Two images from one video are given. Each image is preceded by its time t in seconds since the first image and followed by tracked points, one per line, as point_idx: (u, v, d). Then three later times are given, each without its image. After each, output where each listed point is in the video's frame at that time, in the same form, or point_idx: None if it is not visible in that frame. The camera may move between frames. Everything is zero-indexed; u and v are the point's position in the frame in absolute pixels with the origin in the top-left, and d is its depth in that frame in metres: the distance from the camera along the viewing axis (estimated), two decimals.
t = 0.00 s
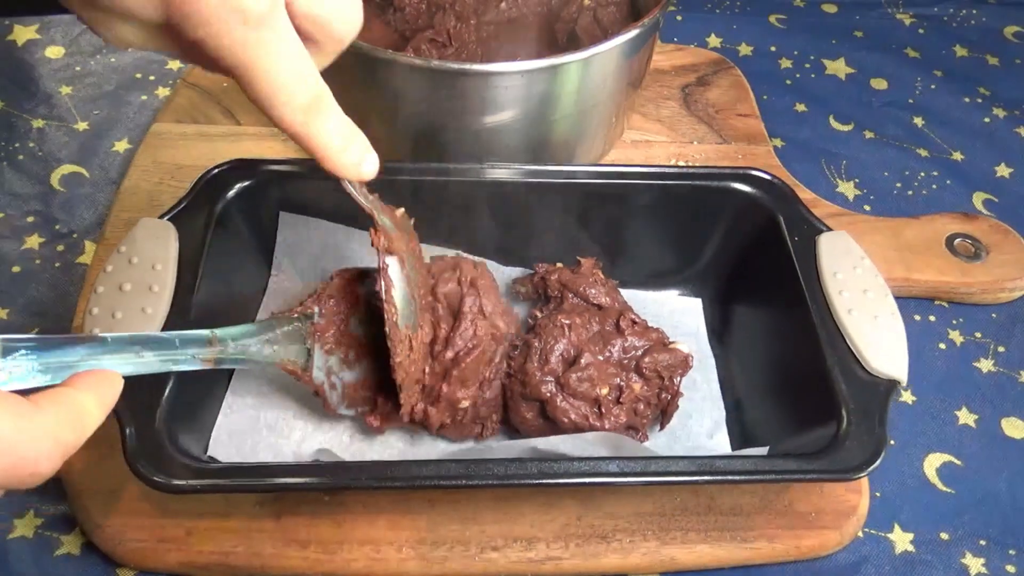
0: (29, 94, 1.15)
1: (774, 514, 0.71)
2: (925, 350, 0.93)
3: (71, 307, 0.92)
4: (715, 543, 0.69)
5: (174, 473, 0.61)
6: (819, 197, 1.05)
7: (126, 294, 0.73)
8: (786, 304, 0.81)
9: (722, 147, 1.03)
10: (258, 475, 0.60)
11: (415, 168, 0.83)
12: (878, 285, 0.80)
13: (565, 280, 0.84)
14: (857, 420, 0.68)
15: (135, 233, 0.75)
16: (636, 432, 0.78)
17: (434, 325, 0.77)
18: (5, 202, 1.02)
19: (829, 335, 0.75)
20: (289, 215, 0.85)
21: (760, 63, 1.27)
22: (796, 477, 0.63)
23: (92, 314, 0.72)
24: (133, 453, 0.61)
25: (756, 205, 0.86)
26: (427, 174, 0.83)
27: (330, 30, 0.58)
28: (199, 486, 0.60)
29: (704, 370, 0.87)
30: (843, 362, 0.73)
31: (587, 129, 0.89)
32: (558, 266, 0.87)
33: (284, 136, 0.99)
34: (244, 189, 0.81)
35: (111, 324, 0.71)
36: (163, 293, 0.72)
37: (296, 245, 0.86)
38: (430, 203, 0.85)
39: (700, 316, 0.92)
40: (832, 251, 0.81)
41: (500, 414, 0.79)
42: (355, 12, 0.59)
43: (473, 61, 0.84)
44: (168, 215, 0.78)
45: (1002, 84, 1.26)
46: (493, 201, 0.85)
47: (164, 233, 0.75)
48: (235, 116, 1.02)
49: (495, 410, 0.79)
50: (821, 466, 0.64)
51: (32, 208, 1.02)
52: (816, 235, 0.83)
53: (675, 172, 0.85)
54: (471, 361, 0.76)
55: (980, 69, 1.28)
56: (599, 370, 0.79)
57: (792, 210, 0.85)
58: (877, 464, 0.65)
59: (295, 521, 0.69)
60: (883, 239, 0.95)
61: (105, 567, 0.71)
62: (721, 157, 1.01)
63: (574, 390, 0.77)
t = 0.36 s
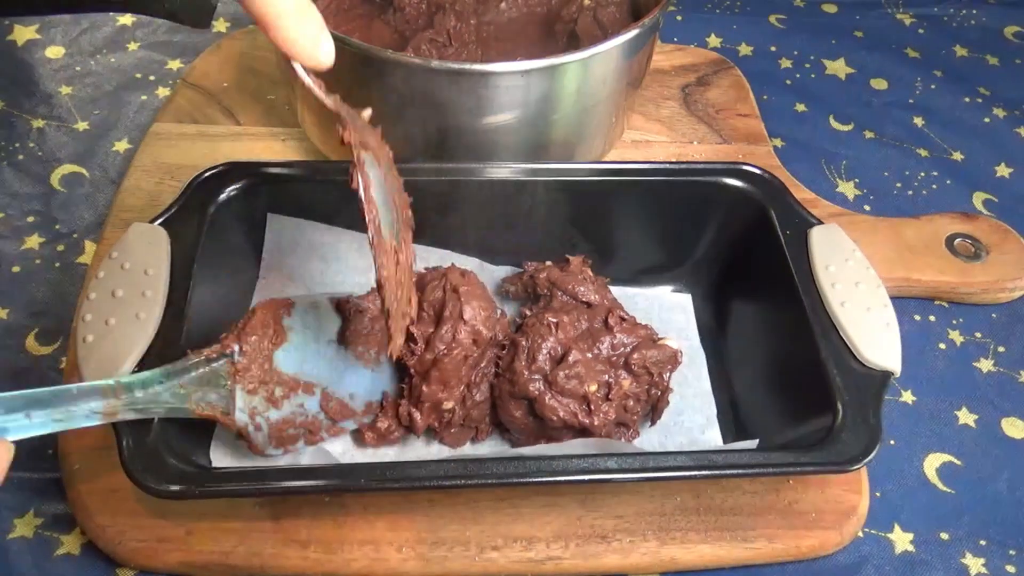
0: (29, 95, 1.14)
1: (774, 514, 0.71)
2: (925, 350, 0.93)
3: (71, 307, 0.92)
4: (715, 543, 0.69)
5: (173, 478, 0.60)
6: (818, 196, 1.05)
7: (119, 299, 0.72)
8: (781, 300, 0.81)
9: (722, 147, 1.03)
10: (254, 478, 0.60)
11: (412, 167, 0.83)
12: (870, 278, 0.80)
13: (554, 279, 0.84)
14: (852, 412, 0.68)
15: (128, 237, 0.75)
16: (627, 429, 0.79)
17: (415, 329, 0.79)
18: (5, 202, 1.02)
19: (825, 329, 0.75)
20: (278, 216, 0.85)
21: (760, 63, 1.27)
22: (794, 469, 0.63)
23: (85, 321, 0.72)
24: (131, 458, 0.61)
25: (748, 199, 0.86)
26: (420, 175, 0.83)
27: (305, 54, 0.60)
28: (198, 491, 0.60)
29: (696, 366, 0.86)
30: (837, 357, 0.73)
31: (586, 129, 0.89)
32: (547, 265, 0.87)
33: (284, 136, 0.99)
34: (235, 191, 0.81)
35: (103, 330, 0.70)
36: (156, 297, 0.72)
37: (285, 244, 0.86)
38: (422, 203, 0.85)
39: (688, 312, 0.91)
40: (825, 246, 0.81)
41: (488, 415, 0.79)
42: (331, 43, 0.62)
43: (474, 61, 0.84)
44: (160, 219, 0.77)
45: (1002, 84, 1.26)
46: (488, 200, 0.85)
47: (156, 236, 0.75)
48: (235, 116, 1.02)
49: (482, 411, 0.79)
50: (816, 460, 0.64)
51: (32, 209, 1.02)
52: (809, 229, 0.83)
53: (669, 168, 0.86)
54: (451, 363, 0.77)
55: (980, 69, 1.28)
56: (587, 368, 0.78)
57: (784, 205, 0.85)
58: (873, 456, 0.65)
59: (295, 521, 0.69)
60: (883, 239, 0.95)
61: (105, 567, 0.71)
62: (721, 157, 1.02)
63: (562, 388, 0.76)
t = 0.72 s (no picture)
0: (29, 95, 1.15)
1: (774, 514, 0.71)
2: (925, 350, 0.93)
3: (71, 307, 0.92)
4: (715, 543, 0.69)
5: (171, 479, 0.60)
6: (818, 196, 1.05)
7: (119, 299, 0.72)
8: (781, 300, 0.81)
9: (722, 147, 1.03)
10: (254, 478, 0.60)
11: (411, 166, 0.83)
12: (870, 278, 0.80)
13: (553, 278, 0.84)
14: (852, 412, 0.68)
15: (128, 238, 0.75)
16: (627, 430, 0.78)
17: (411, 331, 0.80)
18: (5, 202, 1.02)
19: (824, 328, 0.75)
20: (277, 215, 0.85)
21: (760, 63, 1.27)
22: (794, 469, 0.63)
23: (85, 321, 0.71)
24: (130, 458, 0.61)
25: (748, 199, 0.86)
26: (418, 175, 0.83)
27: None
28: (196, 491, 0.60)
29: (696, 364, 0.86)
30: (837, 356, 0.73)
31: (586, 129, 0.89)
32: (547, 264, 0.87)
33: (284, 136, 1.00)
34: (235, 190, 0.81)
35: (104, 330, 0.69)
36: (157, 297, 0.72)
37: (285, 243, 0.86)
38: (422, 201, 0.85)
39: (688, 313, 0.91)
40: (825, 245, 0.81)
41: (487, 415, 0.79)
42: None
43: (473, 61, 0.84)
44: (160, 218, 0.77)
45: (1002, 84, 1.26)
46: (489, 200, 0.85)
47: (155, 235, 0.75)
48: (235, 116, 1.02)
49: (481, 411, 0.79)
50: (816, 459, 0.64)
51: (32, 209, 1.02)
52: (809, 229, 0.83)
53: (668, 167, 0.86)
54: (448, 363, 0.78)
55: (980, 69, 1.28)
56: (586, 368, 0.78)
57: (784, 204, 0.85)
58: (873, 457, 0.65)
59: (296, 521, 0.69)
60: (884, 239, 0.95)
61: (105, 568, 0.71)
62: (721, 157, 1.02)
63: (561, 388, 0.76)
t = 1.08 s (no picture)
0: (28, 94, 1.15)
1: (774, 514, 0.71)
2: (925, 350, 0.93)
3: (71, 307, 0.92)
4: (715, 543, 0.69)
5: (172, 478, 0.60)
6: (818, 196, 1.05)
7: (119, 299, 0.72)
8: (781, 300, 0.81)
9: (722, 147, 1.03)
10: (254, 479, 0.60)
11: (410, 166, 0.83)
12: (870, 277, 0.80)
13: (553, 278, 0.84)
14: (851, 412, 0.68)
15: (128, 237, 0.75)
16: (627, 429, 0.78)
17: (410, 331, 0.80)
18: (5, 202, 1.02)
19: (824, 328, 0.75)
20: (276, 216, 0.85)
21: (760, 63, 1.27)
22: (793, 469, 0.63)
23: (85, 321, 0.71)
24: (130, 458, 0.61)
25: (748, 199, 0.86)
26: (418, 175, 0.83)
27: None
28: (196, 491, 0.60)
29: (696, 365, 0.86)
30: (837, 356, 0.73)
31: (586, 129, 0.89)
32: (547, 264, 0.87)
33: (284, 136, 1.00)
34: (235, 191, 0.81)
35: (104, 330, 0.69)
36: (157, 297, 0.72)
37: (285, 244, 0.86)
38: (421, 201, 0.85)
39: (688, 313, 0.91)
40: (825, 244, 0.81)
41: (486, 415, 0.79)
42: None
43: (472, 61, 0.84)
44: (160, 218, 0.77)
45: (1002, 84, 1.26)
46: (490, 200, 0.85)
47: (156, 235, 0.75)
48: (235, 115, 1.02)
49: (481, 411, 0.79)
50: (816, 459, 0.64)
51: (32, 208, 1.02)
52: (809, 229, 0.83)
53: (668, 168, 0.86)
54: (447, 363, 0.78)
55: (980, 69, 1.28)
56: (586, 368, 0.78)
57: (784, 204, 0.85)
58: (872, 456, 0.65)
59: (296, 520, 0.69)
60: (883, 239, 0.95)
61: (105, 567, 0.71)
62: (721, 157, 1.02)
63: (561, 388, 0.76)
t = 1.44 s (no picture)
0: (28, 94, 1.14)
1: (774, 514, 0.71)
2: (925, 349, 0.93)
3: (70, 307, 0.91)
4: (715, 543, 0.69)
5: (171, 478, 0.60)
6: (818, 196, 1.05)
7: (119, 299, 0.72)
8: (782, 300, 0.81)
9: (722, 147, 1.03)
10: (254, 479, 0.60)
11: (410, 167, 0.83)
12: (870, 278, 0.80)
13: (553, 278, 0.84)
14: (851, 412, 0.68)
15: (128, 237, 0.75)
16: (627, 429, 0.78)
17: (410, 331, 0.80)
18: (5, 202, 1.02)
19: (824, 328, 0.75)
20: (276, 216, 0.85)
21: (760, 63, 1.27)
22: (793, 469, 0.63)
23: (85, 321, 0.71)
24: (129, 458, 0.61)
25: (747, 199, 0.86)
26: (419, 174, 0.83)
27: None
28: (196, 491, 0.60)
29: (696, 365, 0.86)
30: (838, 356, 0.73)
31: (586, 129, 0.89)
32: (547, 264, 0.87)
33: (284, 136, 1.00)
34: (235, 191, 0.81)
35: (104, 329, 0.69)
36: (157, 297, 0.72)
37: (284, 244, 0.86)
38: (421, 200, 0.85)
39: (688, 313, 0.91)
40: (825, 244, 0.81)
41: (486, 415, 0.79)
42: None
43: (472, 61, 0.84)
44: (160, 218, 0.77)
45: (1002, 84, 1.26)
46: (490, 200, 0.85)
47: (156, 235, 0.75)
48: (235, 115, 1.02)
49: (481, 411, 0.79)
50: (816, 459, 0.64)
51: (32, 208, 1.02)
52: (809, 229, 0.83)
53: (668, 167, 0.86)
54: (447, 364, 0.77)
55: (980, 69, 1.28)
56: (586, 367, 0.78)
57: (783, 204, 0.85)
58: (872, 456, 0.65)
59: (295, 520, 0.69)
60: (883, 239, 0.95)
61: (105, 567, 0.71)
62: (721, 157, 1.01)
63: (562, 388, 0.76)
